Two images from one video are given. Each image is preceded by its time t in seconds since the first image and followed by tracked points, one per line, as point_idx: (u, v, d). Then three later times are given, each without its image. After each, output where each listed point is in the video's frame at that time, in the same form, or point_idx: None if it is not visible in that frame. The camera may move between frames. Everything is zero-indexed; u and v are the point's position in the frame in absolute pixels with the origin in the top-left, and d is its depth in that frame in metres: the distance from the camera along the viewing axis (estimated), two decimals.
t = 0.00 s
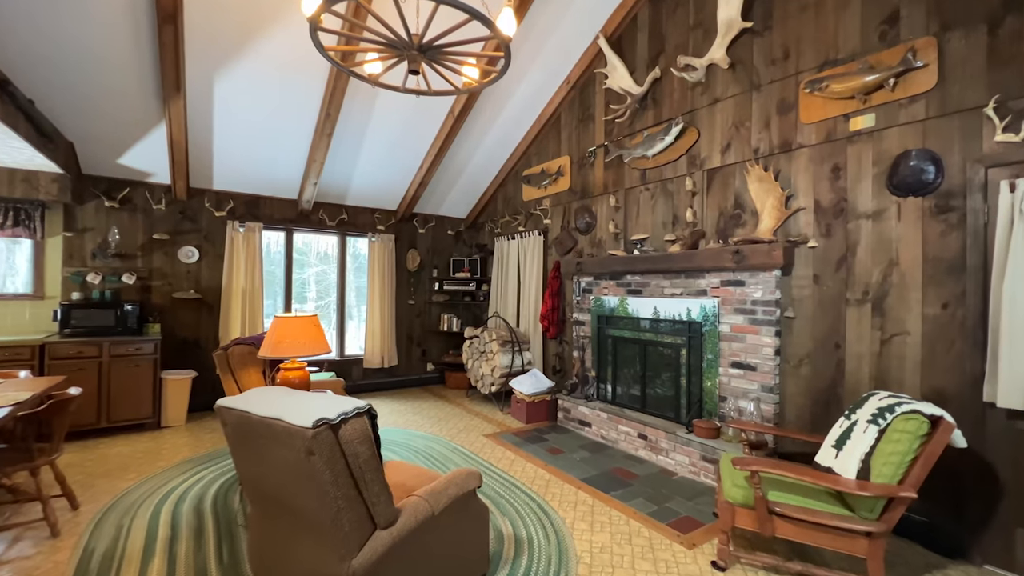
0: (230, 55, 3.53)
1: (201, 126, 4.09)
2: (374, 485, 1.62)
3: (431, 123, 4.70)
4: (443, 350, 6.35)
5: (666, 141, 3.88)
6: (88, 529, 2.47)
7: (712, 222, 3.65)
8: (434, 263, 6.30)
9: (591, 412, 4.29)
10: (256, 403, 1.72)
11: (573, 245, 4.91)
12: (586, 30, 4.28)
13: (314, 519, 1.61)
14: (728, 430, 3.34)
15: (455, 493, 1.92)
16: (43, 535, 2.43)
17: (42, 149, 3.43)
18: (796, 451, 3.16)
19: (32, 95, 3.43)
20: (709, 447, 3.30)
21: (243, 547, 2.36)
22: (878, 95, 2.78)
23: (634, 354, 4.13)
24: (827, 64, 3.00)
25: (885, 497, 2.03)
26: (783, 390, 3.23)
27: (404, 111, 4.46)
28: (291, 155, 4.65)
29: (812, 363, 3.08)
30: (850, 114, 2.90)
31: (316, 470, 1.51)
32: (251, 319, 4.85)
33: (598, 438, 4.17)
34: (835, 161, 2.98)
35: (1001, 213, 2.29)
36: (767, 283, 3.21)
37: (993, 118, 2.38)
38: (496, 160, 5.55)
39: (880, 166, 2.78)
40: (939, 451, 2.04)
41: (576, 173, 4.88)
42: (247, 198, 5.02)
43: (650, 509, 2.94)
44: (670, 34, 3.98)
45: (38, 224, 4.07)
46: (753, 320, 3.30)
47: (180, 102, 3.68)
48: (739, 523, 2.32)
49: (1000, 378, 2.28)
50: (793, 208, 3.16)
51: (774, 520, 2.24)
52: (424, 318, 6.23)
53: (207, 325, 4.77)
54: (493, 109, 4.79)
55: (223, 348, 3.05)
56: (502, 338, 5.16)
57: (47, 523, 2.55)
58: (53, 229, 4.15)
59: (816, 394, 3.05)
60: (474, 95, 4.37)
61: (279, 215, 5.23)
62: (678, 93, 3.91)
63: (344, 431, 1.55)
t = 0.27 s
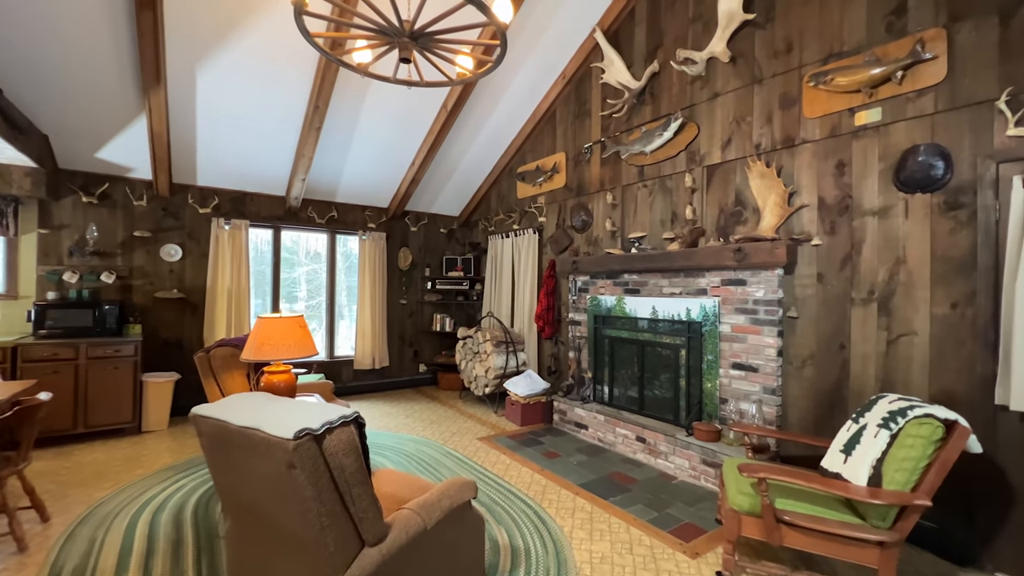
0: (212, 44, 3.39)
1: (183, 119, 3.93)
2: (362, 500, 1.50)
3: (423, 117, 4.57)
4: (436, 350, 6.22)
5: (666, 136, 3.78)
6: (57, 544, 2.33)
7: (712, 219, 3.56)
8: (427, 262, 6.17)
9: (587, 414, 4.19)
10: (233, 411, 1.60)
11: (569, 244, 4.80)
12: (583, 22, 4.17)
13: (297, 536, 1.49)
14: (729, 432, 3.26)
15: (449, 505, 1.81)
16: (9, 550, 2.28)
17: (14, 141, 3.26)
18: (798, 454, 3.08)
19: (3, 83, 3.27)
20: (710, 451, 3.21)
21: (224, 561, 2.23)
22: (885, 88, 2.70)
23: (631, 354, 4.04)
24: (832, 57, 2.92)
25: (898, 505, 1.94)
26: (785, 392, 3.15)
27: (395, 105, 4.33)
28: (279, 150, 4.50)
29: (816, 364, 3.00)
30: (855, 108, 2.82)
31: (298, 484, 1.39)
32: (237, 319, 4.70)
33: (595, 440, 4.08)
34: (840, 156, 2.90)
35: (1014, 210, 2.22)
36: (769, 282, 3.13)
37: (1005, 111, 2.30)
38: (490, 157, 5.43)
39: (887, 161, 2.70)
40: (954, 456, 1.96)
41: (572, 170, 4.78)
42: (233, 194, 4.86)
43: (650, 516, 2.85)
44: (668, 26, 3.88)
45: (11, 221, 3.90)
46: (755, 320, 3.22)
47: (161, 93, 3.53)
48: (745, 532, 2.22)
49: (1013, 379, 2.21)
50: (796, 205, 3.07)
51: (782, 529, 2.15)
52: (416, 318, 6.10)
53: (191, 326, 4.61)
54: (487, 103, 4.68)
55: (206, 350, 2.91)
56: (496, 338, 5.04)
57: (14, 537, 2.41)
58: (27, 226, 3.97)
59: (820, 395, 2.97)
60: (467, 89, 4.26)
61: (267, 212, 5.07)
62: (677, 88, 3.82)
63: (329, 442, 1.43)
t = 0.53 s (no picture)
0: (196, 35, 3.26)
1: (167, 112, 3.80)
2: (350, 515, 1.40)
3: (416, 113, 4.46)
4: (429, 351, 6.12)
5: (664, 133, 3.70)
6: (29, 558, 2.21)
7: (712, 217, 3.49)
8: (419, 261, 6.06)
9: (584, 416, 4.11)
10: (213, 419, 1.49)
11: (564, 242, 4.72)
12: (579, 16, 4.08)
13: (280, 554, 1.39)
14: (729, 435, 3.19)
15: (443, 517, 1.71)
16: None
17: None
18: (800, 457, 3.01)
19: None
20: (710, 454, 3.14)
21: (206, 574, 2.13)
22: (890, 83, 2.64)
23: (629, 355, 3.96)
24: (835, 51, 2.85)
25: (910, 513, 1.88)
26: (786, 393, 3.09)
27: (387, 100, 4.22)
28: (267, 145, 4.38)
29: (818, 366, 2.94)
30: (859, 103, 2.76)
31: (280, 499, 1.29)
32: (224, 320, 4.57)
33: (592, 443, 4.01)
34: (843, 153, 2.83)
35: None
36: (770, 282, 3.06)
37: (1014, 106, 2.25)
38: (484, 154, 5.33)
39: (892, 158, 2.64)
40: (966, 462, 1.90)
41: (568, 167, 4.69)
42: (220, 191, 4.73)
43: (649, 522, 2.77)
44: (667, 20, 3.80)
45: None
46: (755, 320, 3.15)
47: (143, 86, 3.40)
48: (750, 541, 2.15)
49: None
50: (798, 203, 3.01)
51: (789, 537, 2.07)
52: (409, 318, 5.99)
53: (176, 327, 4.48)
54: (481, 99, 4.58)
55: (188, 352, 2.80)
56: (491, 339, 4.95)
57: None
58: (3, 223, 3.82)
59: (822, 397, 2.91)
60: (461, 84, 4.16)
61: (255, 209, 4.94)
62: (675, 83, 3.74)
63: (314, 454, 1.33)
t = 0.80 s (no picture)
0: (180, 25, 3.15)
1: (151, 105, 3.68)
2: (338, 529, 1.31)
3: (409, 108, 4.37)
4: (422, 351, 6.01)
5: (663, 129, 3.63)
6: None
7: (711, 215, 3.42)
8: (412, 260, 5.96)
9: (580, 417, 4.04)
10: (193, 427, 1.39)
11: (560, 241, 4.64)
12: (576, 10, 4.00)
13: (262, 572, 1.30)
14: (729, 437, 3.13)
15: (437, 528, 1.62)
16: None
17: None
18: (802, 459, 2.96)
19: None
20: (710, 457, 3.08)
21: None
22: (894, 77, 2.58)
23: (626, 356, 3.89)
24: (837, 46, 2.80)
25: (920, 519, 1.82)
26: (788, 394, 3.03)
27: (379, 93, 4.11)
28: (254, 140, 4.26)
29: (820, 366, 2.88)
30: (863, 98, 2.70)
31: (262, 514, 1.20)
32: (211, 319, 4.44)
33: (589, 445, 3.94)
34: (846, 149, 2.78)
35: None
36: (771, 281, 3.00)
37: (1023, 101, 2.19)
38: (479, 151, 5.24)
39: (896, 154, 2.59)
40: (978, 466, 1.84)
41: (564, 164, 4.61)
42: (206, 187, 4.60)
43: (650, 527, 2.69)
44: (665, 14, 3.73)
45: None
46: (756, 320, 3.09)
47: (125, 77, 3.28)
48: (755, 548, 2.08)
49: None
50: (800, 200, 2.95)
51: (795, 544, 2.00)
52: (402, 317, 5.89)
53: (160, 327, 4.35)
54: (475, 94, 4.49)
55: (171, 353, 2.69)
56: (485, 339, 4.86)
57: None
58: None
59: (824, 398, 2.86)
60: (454, 77, 4.06)
61: (242, 206, 4.81)
62: (674, 78, 3.67)
63: (298, 465, 1.24)
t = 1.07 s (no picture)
0: (163, 13, 3.02)
1: (133, 97, 3.54)
2: (328, 544, 1.21)
3: (402, 102, 4.26)
4: (416, 351, 5.90)
5: (662, 123, 3.56)
6: None
7: (712, 211, 3.36)
8: (406, 257, 5.85)
9: (578, 418, 3.96)
10: (173, 434, 1.29)
11: (557, 238, 4.56)
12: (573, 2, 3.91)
13: None
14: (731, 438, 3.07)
15: (435, 539, 1.53)
16: None
17: None
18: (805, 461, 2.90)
19: None
20: (712, 458, 3.02)
21: None
22: (902, 70, 2.52)
23: (625, 355, 3.81)
24: (843, 38, 2.73)
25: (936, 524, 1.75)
26: (791, 394, 2.97)
27: (371, 86, 4.00)
28: (243, 134, 4.13)
29: (824, 365, 2.82)
30: (869, 91, 2.64)
31: (244, 530, 1.10)
32: (198, 319, 4.31)
33: (586, 446, 3.86)
34: (851, 143, 2.72)
35: None
36: (775, 278, 2.93)
37: None
38: (474, 147, 5.14)
39: (904, 148, 2.53)
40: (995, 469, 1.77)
41: (561, 160, 4.53)
42: (193, 183, 4.47)
43: (652, 532, 2.62)
44: (665, 7, 3.65)
45: None
46: (758, 318, 3.02)
47: (105, 67, 3.15)
48: (764, 554, 2.00)
49: None
50: (804, 195, 2.88)
51: (805, 550, 1.93)
52: (395, 316, 5.78)
53: (145, 327, 4.21)
54: (470, 88, 4.39)
55: (154, 354, 2.58)
56: (480, 338, 4.77)
57: None
58: None
59: (829, 398, 2.80)
60: (449, 70, 3.95)
61: (230, 202, 4.68)
62: (674, 72, 3.60)
63: (284, 476, 1.14)
